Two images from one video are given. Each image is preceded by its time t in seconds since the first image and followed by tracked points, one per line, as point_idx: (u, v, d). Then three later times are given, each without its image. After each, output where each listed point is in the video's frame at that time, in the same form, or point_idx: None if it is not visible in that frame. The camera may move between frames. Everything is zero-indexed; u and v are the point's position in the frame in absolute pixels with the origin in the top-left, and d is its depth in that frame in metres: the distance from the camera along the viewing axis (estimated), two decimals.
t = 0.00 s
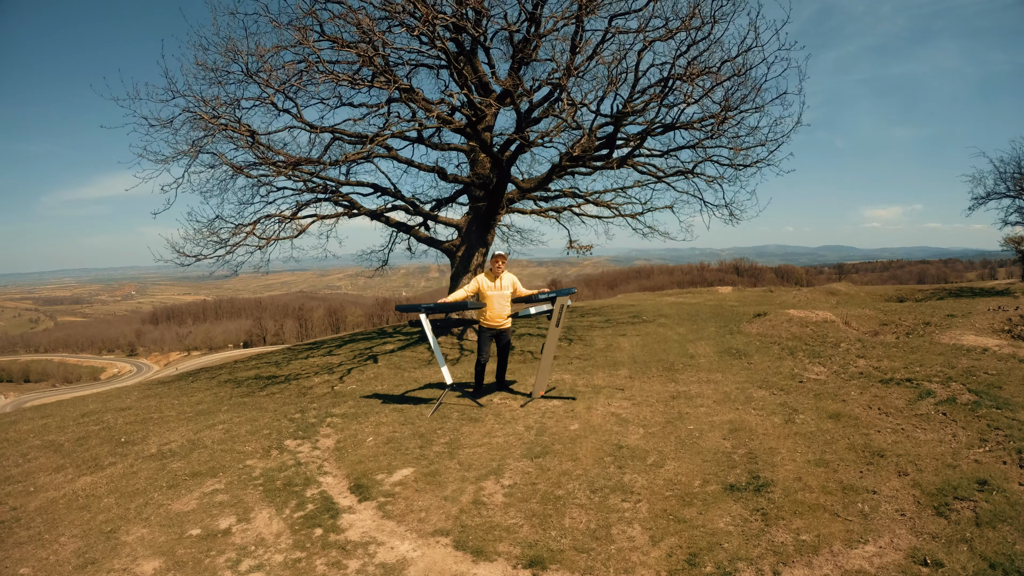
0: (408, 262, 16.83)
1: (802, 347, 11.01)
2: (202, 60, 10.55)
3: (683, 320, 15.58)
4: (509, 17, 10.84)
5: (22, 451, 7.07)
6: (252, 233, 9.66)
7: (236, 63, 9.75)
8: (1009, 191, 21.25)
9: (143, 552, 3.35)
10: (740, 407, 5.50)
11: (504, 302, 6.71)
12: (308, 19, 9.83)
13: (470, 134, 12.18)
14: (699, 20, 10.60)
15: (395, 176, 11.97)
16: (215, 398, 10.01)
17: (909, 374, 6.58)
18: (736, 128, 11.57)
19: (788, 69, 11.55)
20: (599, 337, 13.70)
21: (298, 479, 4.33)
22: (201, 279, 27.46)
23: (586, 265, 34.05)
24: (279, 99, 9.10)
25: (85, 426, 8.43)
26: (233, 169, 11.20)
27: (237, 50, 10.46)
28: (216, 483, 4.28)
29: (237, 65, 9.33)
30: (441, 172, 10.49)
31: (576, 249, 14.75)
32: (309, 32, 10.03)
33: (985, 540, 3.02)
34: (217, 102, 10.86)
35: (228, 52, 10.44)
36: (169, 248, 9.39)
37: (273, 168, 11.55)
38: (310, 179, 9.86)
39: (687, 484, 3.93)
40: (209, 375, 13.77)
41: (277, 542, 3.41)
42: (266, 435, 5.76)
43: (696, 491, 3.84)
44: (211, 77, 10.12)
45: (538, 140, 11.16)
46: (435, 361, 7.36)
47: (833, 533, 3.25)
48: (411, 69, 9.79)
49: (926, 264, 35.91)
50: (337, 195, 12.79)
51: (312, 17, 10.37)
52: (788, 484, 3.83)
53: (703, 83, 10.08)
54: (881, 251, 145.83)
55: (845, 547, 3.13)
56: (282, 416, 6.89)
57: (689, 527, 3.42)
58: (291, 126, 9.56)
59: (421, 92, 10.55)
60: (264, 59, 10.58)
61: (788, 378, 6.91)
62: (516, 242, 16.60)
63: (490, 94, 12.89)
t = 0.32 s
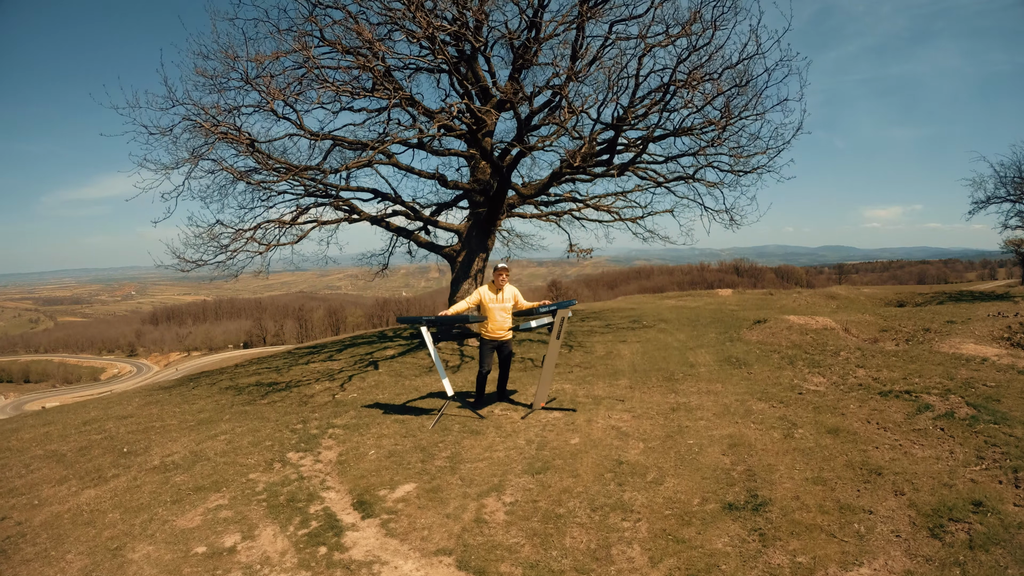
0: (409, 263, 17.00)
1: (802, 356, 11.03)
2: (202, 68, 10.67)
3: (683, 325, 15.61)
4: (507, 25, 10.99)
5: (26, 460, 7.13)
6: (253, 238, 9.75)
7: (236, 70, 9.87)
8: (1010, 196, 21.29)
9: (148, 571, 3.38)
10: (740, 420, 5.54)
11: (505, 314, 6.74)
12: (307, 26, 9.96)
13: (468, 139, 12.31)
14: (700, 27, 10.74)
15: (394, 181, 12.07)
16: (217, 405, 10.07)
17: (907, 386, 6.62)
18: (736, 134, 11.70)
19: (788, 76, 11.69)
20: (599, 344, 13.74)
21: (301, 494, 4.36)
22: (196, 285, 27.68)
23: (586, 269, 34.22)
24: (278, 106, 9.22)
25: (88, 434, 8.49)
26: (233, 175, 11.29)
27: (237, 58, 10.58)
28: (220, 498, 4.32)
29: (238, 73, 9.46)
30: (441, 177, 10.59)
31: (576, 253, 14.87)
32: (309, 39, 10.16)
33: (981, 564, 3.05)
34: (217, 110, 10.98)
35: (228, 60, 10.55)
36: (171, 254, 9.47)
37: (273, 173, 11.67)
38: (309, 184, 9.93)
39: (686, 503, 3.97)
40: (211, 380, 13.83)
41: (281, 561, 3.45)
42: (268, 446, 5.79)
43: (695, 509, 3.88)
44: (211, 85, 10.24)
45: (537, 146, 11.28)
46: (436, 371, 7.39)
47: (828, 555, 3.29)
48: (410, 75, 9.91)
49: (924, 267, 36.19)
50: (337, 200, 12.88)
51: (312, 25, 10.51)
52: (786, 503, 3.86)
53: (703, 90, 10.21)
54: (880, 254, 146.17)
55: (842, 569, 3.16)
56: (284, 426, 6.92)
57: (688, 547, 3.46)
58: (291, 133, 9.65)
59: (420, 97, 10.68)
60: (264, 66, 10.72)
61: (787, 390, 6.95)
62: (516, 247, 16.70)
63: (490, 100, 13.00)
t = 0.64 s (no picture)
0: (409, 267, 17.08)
1: (802, 364, 11.06)
2: (202, 77, 10.78)
3: (683, 331, 15.65)
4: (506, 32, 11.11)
5: (30, 470, 7.18)
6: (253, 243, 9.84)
7: (236, 78, 10.01)
8: (1009, 201, 21.37)
9: None
10: (739, 433, 5.57)
11: (504, 326, 6.78)
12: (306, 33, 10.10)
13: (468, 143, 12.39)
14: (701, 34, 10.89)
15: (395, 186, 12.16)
16: (218, 412, 10.12)
17: (906, 398, 6.65)
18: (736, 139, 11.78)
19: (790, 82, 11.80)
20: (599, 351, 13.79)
21: (305, 509, 4.40)
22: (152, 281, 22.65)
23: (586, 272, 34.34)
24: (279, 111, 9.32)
25: (90, 443, 8.54)
26: (234, 181, 11.39)
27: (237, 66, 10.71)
28: (224, 513, 4.37)
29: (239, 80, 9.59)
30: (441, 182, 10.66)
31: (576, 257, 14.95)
32: (308, 46, 10.29)
33: None
34: (218, 117, 11.10)
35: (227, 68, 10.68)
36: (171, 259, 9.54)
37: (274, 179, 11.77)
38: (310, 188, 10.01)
39: (685, 520, 4.01)
40: (211, 386, 13.88)
41: None
42: (270, 458, 5.83)
43: (693, 527, 3.92)
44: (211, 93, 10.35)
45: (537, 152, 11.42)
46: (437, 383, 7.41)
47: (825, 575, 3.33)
48: (409, 81, 10.01)
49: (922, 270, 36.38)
50: (337, 206, 12.98)
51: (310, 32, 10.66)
52: (783, 521, 3.90)
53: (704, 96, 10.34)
54: (882, 256, 145.76)
55: None
56: (286, 436, 6.96)
57: (686, 566, 3.51)
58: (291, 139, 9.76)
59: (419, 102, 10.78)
60: (264, 73, 10.84)
61: (786, 401, 6.98)
62: (517, 252, 16.80)
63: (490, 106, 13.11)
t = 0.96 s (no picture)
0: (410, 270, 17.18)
1: (801, 374, 11.10)
2: (202, 85, 10.93)
3: (682, 336, 15.71)
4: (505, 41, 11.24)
5: (33, 480, 7.23)
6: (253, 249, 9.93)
7: (236, 85, 10.11)
8: (1009, 206, 21.47)
9: None
10: (738, 447, 5.62)
11: (501, 337, 6.79)
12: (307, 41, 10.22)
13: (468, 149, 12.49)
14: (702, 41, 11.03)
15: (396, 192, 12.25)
16: (220, 420, 10.17)
17: (904, 410, 6.69)
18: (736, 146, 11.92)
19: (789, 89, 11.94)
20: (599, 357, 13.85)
21: (309, 524, 4.45)
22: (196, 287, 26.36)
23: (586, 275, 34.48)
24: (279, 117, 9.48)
25: (92, 451, 8.59)
26: (234, 187, 11.48)
27: (237, 73, 10.84)
28: (229, 527, 4.42)
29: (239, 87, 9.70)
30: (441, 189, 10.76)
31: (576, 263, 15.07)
32: (308, 53, 10.45)
33: None
34: (218, 124, 11.20)
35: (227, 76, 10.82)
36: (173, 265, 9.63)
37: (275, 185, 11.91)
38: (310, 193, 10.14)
39: (683, 538, 4.06)
40: (212, 392, 13.93)
41: None
42: (273, 470, 5.88)
43: (691, 545, 3.97)
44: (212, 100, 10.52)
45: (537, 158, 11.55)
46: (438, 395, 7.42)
47: None
48: (408, 87, 10.14)
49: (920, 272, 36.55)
50: (337, 211, 13.07)
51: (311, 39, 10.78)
52: (780, 539, 3.95)
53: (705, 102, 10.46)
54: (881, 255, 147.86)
55: None
56: (288, 447, 7.00)
57: None
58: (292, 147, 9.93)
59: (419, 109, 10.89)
60: (265, 80, 11.01)
61: (784, 413, 7.02)
62: (516, 255, 17.04)
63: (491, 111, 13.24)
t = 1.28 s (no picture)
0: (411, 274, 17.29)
1: (800, 384, 11.15)
2: (203, 94, 11.11)
3: (682, 342, 15.78)
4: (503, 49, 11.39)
5: (37, 489, 7.29)
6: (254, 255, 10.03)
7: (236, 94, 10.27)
8: (1009, 211, 21.57)
9: None
10: (736, 462, 5.67)
11: (498, 350, 6.77)
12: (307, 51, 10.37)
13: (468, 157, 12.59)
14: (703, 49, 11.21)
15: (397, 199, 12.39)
16: (221, 428, 10.21)
17: (902, 423, 6.74)
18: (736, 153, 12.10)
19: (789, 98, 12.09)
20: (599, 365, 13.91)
21: (313, 539, 4.51)
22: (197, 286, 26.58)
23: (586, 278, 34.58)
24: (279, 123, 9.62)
25: (96, 460, 8.65)
26: (235, 194, 11.61)
27: (237, 81, 11.01)
28: (234, 543, 4.48)
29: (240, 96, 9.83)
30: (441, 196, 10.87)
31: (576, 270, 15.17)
32: (308, 61, 10.61)
33: None
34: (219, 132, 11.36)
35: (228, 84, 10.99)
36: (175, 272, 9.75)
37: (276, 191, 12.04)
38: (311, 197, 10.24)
39: (681, 556, 4.12)
40: (214, 398, 13.98)
41: None
42: (276, 483, 5.93)
43: (688, 563, 4.03)
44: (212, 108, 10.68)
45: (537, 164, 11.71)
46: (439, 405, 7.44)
47: None
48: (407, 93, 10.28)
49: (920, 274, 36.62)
50: (338, 217, 13.19)
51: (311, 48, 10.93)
52: (775, 558, 4.01)
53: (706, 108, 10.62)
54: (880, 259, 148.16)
55: None
56: (291, 458, 7.05)
57: None
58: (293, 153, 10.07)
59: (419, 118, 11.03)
60: (265, 88, 11.17)
61: (783, 426, 7.06)
62: (516, 259, 17.21)
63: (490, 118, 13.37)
